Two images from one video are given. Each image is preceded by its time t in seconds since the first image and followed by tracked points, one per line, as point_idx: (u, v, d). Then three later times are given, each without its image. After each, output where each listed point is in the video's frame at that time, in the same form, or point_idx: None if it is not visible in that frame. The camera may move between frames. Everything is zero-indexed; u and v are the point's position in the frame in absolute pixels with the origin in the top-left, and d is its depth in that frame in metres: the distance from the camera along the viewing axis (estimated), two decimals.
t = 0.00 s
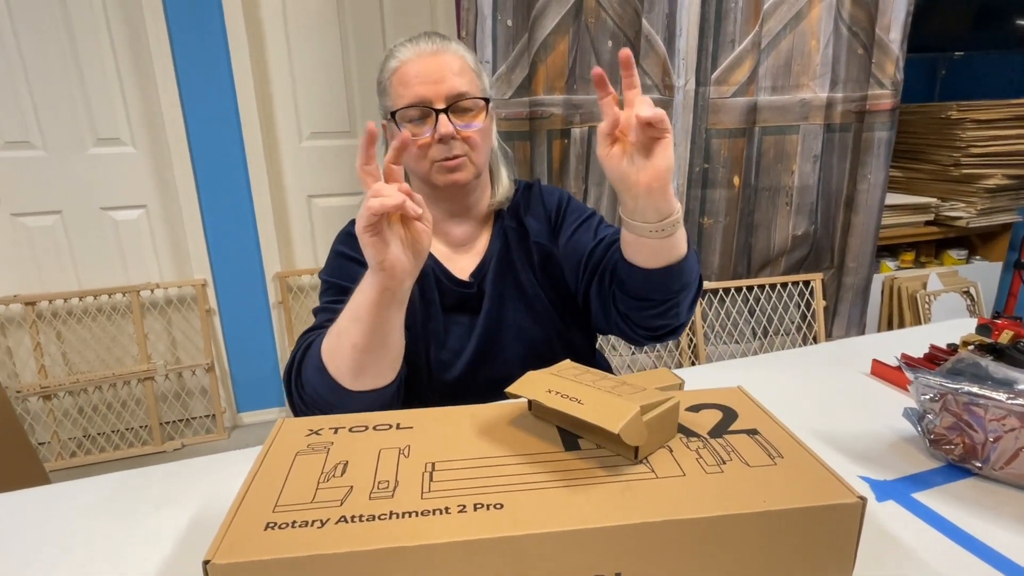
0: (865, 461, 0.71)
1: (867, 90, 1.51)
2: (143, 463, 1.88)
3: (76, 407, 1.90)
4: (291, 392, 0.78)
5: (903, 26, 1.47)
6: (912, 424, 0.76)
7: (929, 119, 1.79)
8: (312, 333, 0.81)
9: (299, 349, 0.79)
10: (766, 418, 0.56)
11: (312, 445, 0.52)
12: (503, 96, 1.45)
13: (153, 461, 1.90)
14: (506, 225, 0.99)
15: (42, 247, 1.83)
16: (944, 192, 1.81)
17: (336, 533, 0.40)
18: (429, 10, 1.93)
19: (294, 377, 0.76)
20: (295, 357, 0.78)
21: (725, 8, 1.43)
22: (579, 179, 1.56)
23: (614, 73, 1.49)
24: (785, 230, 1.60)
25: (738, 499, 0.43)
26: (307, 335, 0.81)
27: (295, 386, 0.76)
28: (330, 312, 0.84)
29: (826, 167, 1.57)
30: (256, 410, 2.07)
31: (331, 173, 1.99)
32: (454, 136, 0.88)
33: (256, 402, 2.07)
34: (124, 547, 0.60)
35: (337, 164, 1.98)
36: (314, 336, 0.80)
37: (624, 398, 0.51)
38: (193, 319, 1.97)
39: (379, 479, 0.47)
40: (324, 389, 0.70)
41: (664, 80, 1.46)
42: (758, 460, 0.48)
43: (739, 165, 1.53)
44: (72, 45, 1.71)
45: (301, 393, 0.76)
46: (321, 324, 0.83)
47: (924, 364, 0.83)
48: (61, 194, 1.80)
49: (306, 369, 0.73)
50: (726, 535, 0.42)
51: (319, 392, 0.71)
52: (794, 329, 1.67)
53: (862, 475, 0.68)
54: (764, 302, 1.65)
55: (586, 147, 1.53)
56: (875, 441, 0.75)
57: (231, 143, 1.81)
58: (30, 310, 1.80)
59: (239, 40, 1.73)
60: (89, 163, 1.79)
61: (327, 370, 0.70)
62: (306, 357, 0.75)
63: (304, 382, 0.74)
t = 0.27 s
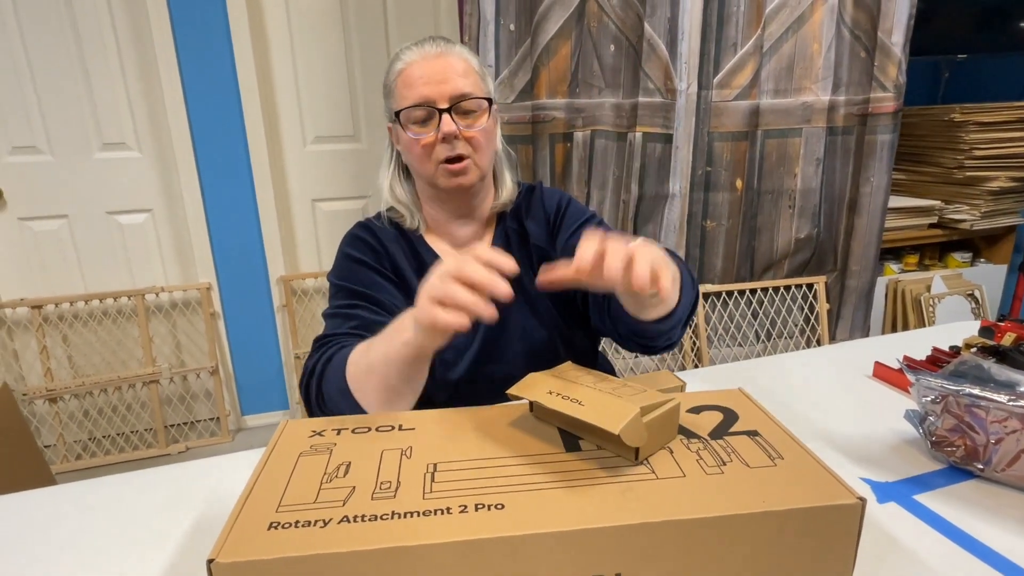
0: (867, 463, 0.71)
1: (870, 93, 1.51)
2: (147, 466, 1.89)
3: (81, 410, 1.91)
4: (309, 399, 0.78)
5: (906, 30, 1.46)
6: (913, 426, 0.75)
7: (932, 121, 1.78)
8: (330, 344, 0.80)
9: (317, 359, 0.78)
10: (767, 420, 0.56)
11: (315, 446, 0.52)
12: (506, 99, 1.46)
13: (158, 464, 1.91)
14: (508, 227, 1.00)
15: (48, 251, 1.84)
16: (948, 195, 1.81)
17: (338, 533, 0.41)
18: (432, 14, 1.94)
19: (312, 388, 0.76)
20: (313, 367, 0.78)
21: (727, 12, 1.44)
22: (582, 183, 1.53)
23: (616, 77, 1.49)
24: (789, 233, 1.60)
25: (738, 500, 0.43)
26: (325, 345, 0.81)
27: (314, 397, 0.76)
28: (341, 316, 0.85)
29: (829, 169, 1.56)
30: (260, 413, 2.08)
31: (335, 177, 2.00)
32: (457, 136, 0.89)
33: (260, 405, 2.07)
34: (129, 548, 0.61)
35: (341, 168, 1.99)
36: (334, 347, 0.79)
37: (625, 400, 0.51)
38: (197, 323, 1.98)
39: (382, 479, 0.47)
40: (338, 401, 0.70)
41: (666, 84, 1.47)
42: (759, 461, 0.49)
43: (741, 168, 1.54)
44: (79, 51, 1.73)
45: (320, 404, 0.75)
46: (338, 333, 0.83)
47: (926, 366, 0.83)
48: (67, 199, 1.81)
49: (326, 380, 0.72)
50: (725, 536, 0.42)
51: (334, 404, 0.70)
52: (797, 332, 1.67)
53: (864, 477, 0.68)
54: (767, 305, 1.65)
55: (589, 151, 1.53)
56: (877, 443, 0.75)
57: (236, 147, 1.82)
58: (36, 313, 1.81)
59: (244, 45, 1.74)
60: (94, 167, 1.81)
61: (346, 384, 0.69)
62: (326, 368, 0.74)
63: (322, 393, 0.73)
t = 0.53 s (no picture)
0: (872, 465, 0.71)
1: (871, 95, 1.51)
2: (150, 469, 1.89)
3: (84, 413, 1.91)
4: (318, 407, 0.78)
5: (907, 31, 1.45)
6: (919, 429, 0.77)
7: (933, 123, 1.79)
8: (340, 352, 0.80)
9: (329, 366, 0.78)
10: (773, 424, 0.56)
11: (323, 450, 0.53)
12: (509, 102, 1.52)
13: (160, 467, 1.91)
14: (510, 232, 1.00)
15: (51, 253, 1.84)
16: (949, 197, 1.81)
17: (350, 537, 0.41)
18: (434, 17, 1.94)
19: (323, 398, 0.76)
20: (325, 375, 0.77)
21: (729, 14, 1.43)
22: (584, 186, 1.59)
23: (618, 79, 1.51)
24: (791, 235, 1.60)
25: (747, 505, 0.43)
26: (335, 352, 0.81)
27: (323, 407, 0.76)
28: (347, 321, 0.85)
29: (831, 171, 1.57)
30: (262, 416, 2.08)
31: (337, 180, 2.00)
32: (441, 134, 0.89)
33: (262, 408, 2.07)
34: (137, 552, 0.61)
35: (343, 171, 1.99)
36: (344, 354, 0.79)
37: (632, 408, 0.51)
38: (200, 325, 1.98)
39: (391, 484, 0.47)
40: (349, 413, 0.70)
41: (668, 87, 1.47)
42: (767, 466, 0.49)
43: (743, 170, 1.54)
44: (82, 54, 1.74)
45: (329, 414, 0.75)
46: (346, 338, 0.82)
47: (930, 369, 0.84)
48: (70, 202, 1.81)
49: (340, 391, 0.72)
50: (735, 540, 0.42)
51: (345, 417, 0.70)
52: (800, 334, 1.67)
53: (869, 480, 0.68)
54: (769, 307, 1.65)
55: (590, 154, 1.57)
56: (882, 446, 0.75)
57: (237, 151, 1.82)
58: (39, 317, 1.81)
59: (246, 48, 1.74)
60: (96, 170, 1.81)
61: (361, 397, 0.69)
62: (340, 378, 0.74)
63: (334, 404, 0.73)
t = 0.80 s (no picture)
0: (872, 465, 0.71)
1: (871, 95, 1.51)
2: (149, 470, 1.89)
3: (83, 414, 1.91)
4: (314, 410, 0.78)
5: (906, 32, 1.45)
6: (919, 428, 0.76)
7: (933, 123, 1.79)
8: (337, 354, 0.80)
9: (327, 368, 0.78)
10: (772, 424, 0.56)
11: (320, 450, 0.52)
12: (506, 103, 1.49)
13: (160, 468, 1.91)
14: (506, 228, 1.00)
15: (50, 254, 1.84)
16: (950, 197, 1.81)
17: (346, 538, 0.41)
18: (433, 17, 1.94)
19: (320, 401, 0.75)
20: (323, 377, 0.77)
21: (728, 14, 1.44)
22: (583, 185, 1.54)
23: (617, 80, 1.49)
24: (790, 235, 1.60)
25: (744, 505, 0.43)
26: (332, 354, 0.80)
27: (321, 409, 0.76)
28: (342, 322, 0.85)
29: (830, 171, 1.56)
30: (262, 417, 2.08)
31: (336, 181, 2.00)
32: (429, 139, 0.89)
33: (262, 408, 2.07)
34: (134, 553, 0.61)
35: (342, 172, 2.00)
36: (342, 356, 0.79)
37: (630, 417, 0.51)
38: (199, 326, 1.98)
39: (387, 485, 0.47)
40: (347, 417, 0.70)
41: (667, 87, 1.46)
42: (766, 466, 0.48)
43: (742, 170, 1.54)
44: (81, 55, 1.73)
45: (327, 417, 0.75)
46: (341, 339, 0.82)
47: (930, 368, 0.83)
48: (69, 203, 1.81)
49: (339, 394, 0.72)
50: (734, 540, 0.42)
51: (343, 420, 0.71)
52: (800, 334, 1.67)
53: (869, 479, 0.68)
54: (769, 307, 1.65)
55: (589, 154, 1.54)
56: (881, 446, 0.75)
57: (236, 151, 1.82)
58: (38, 318, 1.81)
59: (245, 49, 1.74)
60: (95, 171, 1.81)
61: (360, 401, 0.69)
62: (339, 381, 0.74)
63: (332, 407, 0.73)
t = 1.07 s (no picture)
0: (867, 464, 0.71)
1: (867, 95, 1.51)
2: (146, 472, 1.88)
3: (81, 416, 1.91)
4: (309, 413, 0.78)
5: (902, 33, 1.46)
6: (914, 427, 0.76)
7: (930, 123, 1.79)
8: (330, 357, 0.80)
9: (320, 372, 0.78)
10: (765, 422, 0.56)
11: (313, 450, 0.52)
12: (504, 104, 1.50)
13: (157, 470, 1.91)
14: (501, 231, 1.00)
15: (47, 256, 1.84)
16: (947, 197, 1.81)
17: (337, 537, 0.40)
18: (430, 19, 1.94)
19: (314, 404, 0.75)
20: (316, 380, 0.77)
21: (725, 15, 1.44)
22: (580, 186, 1.54)
23: (614, 82, 1.49)
24: (787, 235, 1.60)
25: (736, 502, 0.43)
26: (325, 358, 0.80)
27: (315, 412, 0.76)
28: (335, 326, 0.85)
29: (827, 171, 1.57)
30: (260, 419, 2.08)
31: (334, 182, 2.00)
32: (421, 140, 0.90)
33: (260, 410, 2.07)
34: (126, 553, 0.61)
35: (340, 173, 2.00)
36: (335, 359, 0.79)
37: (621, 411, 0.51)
38: (197, 328, 1.98)
39: (380, 483, 0.47)
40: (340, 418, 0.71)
41: (664, 88, 1.47)
42: (758, 464, 0.48)
43: (740, 170, 1.54)
44: (78, 57, 1.74)
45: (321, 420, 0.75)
46: (334, 343, 0.82)
47: (925, 367, 0.83)
48: (66, 204, 1.81)
49: (332, 397, 0.72)
50: (725, 537, 0.42)
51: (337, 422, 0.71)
52: (797, 334, 1.67)
53: (863, 478, 0.68)
54: (766, 307, 1.65)
55: (587, 155, 1.53)
56: (877, 445, 0.75)
57: (234, 153, 1.82)
58: (36, 319, 1.81)
59: (242, 51, 1.74)
60: (93, 173, 1.81)
61: (353, 403, 0.69)
62: (331, 384, 0.74)
63: (326, 410, 0.73)
